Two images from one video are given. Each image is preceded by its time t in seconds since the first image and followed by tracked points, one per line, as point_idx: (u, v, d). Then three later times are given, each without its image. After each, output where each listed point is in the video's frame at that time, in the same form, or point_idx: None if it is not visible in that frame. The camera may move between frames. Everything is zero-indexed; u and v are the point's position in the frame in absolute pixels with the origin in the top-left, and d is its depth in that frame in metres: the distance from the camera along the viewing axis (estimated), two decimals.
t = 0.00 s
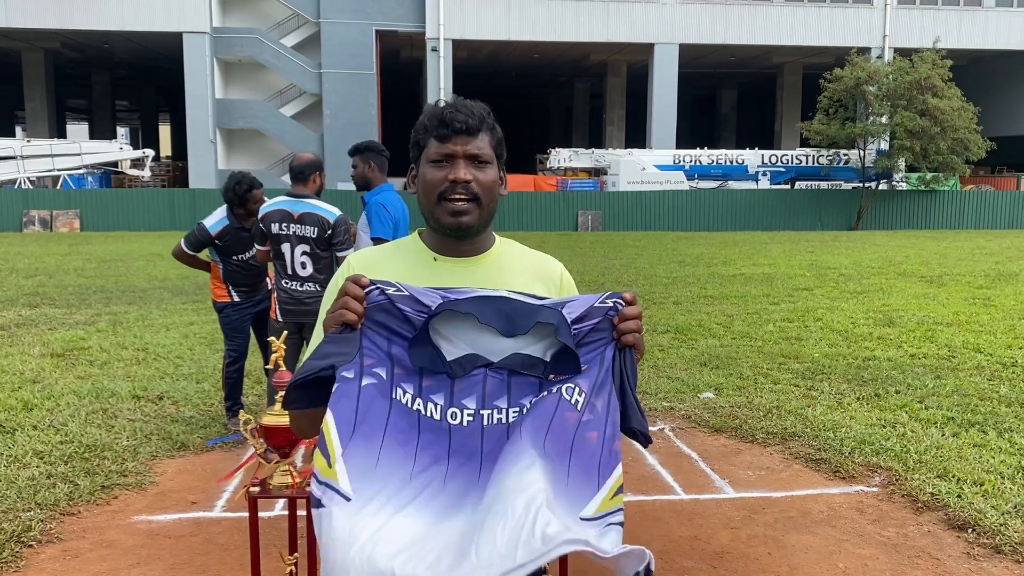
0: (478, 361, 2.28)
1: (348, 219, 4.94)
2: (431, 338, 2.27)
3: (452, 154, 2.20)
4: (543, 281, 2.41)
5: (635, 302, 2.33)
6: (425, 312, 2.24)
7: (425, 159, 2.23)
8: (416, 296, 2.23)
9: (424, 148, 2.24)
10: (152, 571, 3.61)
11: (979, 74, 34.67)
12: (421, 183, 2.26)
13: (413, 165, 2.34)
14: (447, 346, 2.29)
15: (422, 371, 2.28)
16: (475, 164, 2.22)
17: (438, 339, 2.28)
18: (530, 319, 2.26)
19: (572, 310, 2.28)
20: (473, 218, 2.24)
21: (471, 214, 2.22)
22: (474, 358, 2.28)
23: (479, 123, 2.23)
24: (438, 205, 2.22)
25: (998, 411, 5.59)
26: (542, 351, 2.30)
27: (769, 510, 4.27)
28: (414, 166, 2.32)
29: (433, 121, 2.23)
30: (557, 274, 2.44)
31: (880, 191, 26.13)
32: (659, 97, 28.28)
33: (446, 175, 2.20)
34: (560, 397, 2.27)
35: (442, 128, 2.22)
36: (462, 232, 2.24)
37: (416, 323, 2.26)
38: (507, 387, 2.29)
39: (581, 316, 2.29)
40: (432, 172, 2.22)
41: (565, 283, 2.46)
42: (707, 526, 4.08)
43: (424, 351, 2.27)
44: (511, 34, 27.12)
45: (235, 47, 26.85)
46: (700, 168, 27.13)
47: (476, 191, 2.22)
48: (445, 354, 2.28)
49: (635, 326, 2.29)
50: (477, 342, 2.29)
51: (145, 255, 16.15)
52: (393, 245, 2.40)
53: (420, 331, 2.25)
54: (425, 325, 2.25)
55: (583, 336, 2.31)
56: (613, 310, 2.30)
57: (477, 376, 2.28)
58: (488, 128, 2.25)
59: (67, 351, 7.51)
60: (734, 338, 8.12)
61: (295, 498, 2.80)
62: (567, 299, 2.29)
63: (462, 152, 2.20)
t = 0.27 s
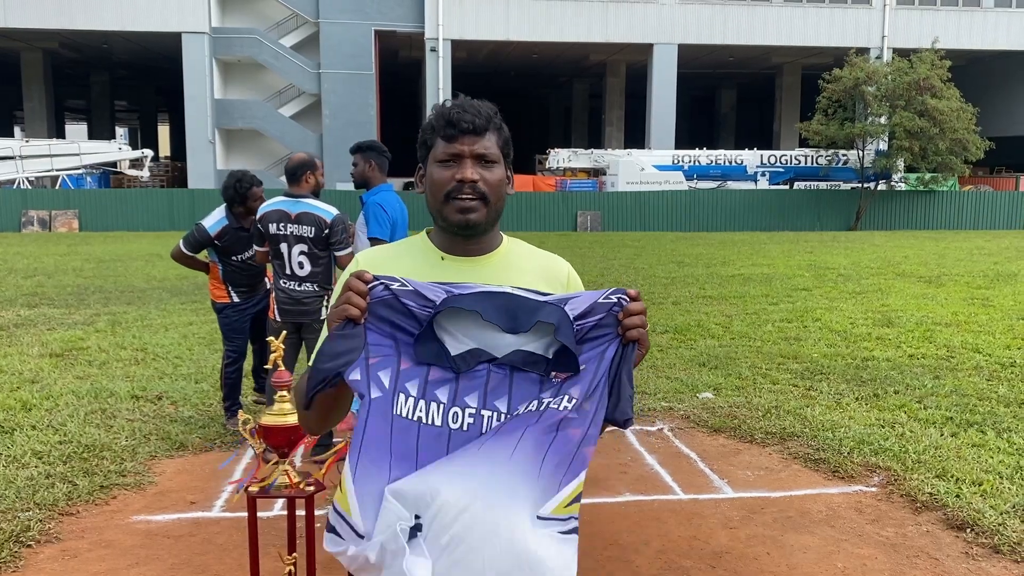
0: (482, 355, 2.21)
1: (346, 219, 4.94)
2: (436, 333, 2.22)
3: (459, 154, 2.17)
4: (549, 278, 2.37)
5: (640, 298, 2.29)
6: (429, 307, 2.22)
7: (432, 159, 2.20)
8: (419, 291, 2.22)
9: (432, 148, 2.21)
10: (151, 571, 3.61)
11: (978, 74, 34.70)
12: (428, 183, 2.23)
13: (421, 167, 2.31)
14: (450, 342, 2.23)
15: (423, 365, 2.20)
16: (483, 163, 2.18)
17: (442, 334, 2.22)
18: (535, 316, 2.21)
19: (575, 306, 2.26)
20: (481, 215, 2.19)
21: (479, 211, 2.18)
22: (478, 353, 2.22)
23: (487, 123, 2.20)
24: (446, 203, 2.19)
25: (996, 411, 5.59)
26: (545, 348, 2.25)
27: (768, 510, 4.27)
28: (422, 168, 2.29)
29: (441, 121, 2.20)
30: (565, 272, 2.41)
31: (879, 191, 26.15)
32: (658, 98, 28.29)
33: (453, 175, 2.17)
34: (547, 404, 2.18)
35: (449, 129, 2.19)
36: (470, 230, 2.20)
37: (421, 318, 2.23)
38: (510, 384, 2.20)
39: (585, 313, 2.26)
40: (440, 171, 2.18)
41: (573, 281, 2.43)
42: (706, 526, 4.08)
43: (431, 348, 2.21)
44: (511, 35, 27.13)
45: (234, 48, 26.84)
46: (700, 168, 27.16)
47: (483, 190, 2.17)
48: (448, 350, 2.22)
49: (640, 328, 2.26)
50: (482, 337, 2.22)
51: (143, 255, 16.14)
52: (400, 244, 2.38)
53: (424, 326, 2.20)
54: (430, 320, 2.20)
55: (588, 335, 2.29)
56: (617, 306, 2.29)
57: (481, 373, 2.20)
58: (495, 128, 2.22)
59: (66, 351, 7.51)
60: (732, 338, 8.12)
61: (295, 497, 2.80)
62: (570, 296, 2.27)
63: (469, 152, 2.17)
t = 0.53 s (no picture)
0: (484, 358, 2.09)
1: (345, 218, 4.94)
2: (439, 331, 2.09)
3: (473, 163, 2.06)
4: (556, 277, 2.25)
5: (652, 303, 2.19)
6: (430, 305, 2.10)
7: (444, 165, 2.09)
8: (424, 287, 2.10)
9: (444, 151, 2.09)
10: (150, 570, 3.61)
11: (978, 74, 34.71)
12: (438, 186, 2.13)
13: (430, 164, 2.21)
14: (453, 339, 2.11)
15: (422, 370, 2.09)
16: (496, 173, 2.09)
17: (445, 332, 2.10)
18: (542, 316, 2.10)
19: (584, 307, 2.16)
20: (491, 224, 2.11)
21: (489, 222, 2.10)
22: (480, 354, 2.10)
23: (502, 130, 2.10)
24: (457, 210, 2.10)
25: (996, 411, 5.60)
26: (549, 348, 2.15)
27: (767, 510, 4.27)
28: (431, 165, 2.18)
29: (455, 125, 2.08)
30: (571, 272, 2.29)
31: (879, 191, 26.16)
32: (657, 98, 28.30)
33: (466, 185, 2.07)
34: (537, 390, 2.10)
35: (463, 136, 2.07)
36: (479, 239, 2.13)
37: (425, 315, 2.11)
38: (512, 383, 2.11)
39: (592, 315, 2.16)
40: (451, 178, 2.08)
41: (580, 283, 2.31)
42: (706, 526, 4.08)
43: (430, 347, 2.09)
44: (511, 34, 27.11)
45: (234, 47, 26.83)
46: (699, 168, 27.19)
47: (496, 200, 2.09)
48: (450, 349, 2.10)
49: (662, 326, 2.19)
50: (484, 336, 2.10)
51: (142, 255, 16.15)
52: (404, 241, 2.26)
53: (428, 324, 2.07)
54: (433, 318, 2.07)
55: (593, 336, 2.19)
56: (630, 311, 2.17)
57: (481, 373, 2.10)
58: (509, 134, 2.12)
59: (66, 351, 7.51)
60: (732, 338, 8.14)
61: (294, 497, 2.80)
62: (577, 297, 2.16)
63: (483, 161, 2.06)
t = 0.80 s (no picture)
0: (482, 341, 2.00)
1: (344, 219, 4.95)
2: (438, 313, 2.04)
3: (472, 154, 2.07)
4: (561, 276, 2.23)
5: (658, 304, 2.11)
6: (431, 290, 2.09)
7: (445, 159, 2.10)
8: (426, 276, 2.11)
9: (443, 148, 2.11)
10: (149, 570, 3.61)
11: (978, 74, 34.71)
12: (440, 184, 2.13)
13: (432, 165, 2.22)
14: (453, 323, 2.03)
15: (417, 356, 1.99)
16: (495, 163, 2.09)
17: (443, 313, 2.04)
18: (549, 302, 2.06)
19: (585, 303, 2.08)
20: (493, 215, 2.10)
21: (491, 211, 2.09)
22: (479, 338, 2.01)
23: (499, 122, 2.11)
24: (459, 202, 2.10)
25: (996, 411, 5.59)
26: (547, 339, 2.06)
27: (766, 510, 4.27)
28: (432, 167, 2.19)
29: (453, 121, 2.10)
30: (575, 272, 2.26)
31: (879, 191, 26.17)
32: (657, 98, 28.29)
33: (467, 175, 2.07)
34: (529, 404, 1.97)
35: (462, 127, 2.09)
36: (482, 228, 2.11)
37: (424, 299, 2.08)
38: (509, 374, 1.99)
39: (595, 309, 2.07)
40: (452, 171, 2.09)
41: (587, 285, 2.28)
42: (705, 526, 4.08)
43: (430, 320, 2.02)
44: (510, 34, 27.09)
45: (233, 47, 26.83)
46: (699, 168, 27.21)
47: (496, 190, 2.08)
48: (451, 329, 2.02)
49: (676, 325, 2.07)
50: (486, 322, 2.03)
51: (142, 254, 16.16)
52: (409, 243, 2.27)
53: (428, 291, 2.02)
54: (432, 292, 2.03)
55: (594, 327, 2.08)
56: (633, 310, 2.06)
57: (480, 355, 1.98)
58: (507, 127, 2.13)
59: (65, 350, 7.51)
60: (732, 337, 8.14)
61: (293, 496, 2.79)
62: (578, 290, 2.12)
63: (482, 151, 2.07)
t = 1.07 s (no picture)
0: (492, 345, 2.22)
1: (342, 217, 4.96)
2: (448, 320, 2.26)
3: (470, 153, 2.24)
4: (564, 277, 2.46)
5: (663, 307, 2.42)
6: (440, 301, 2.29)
7: (445, 161, 2.27)
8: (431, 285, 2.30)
9: (443, 146, 2.28)
10: (149, 569, 3.61)
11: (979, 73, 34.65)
12: (440, 183, 2.31)
13: (432, 165, 2.38)
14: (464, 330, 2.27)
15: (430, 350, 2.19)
16: (494, 162, 2.26)
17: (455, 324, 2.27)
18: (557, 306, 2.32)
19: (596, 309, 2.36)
20: (493, 215, 2.28)
21: (491, 212, 2.27)
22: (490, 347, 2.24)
23: (497, 122, 2.27)
24: (458, 202, 2.27)
25: (996, 411, 5.59)
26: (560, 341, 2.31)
27: (766, 509, 4.27)
28: (432, 166, 2.36)
29: (451, 120, 2.27)
30: (577, 273, 2.49)
31: (879, 190, 26.13)
32: (658, 97, 28.28)
33: (465, 174, 2.24)
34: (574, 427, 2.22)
35: (460, 127, 2.25)
36: (482, 229, 2.29)
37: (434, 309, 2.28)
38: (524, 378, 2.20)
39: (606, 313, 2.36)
40: (451, 170, 2.25)
41: (585, 283, 2.50)
42: (704, 525, 4.08)
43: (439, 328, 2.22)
44: (510, 33, 27.07)
45: (234, 47, 26.83)
46: (700, 167, 27.21)
47: (495, 188, 2.25)
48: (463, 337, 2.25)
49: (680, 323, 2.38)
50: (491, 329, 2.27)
51: (143, 254, 16.18)
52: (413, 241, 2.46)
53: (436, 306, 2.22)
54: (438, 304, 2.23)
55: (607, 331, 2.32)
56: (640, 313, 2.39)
57: (493, 360, 2.20)
58: (506, 127, 2.30)
59: (65, 350, 7.50)
60: (732, 337, 8.12)
61: (295, 497, 2.79)
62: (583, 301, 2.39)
63: (480, 152, 2.24)
